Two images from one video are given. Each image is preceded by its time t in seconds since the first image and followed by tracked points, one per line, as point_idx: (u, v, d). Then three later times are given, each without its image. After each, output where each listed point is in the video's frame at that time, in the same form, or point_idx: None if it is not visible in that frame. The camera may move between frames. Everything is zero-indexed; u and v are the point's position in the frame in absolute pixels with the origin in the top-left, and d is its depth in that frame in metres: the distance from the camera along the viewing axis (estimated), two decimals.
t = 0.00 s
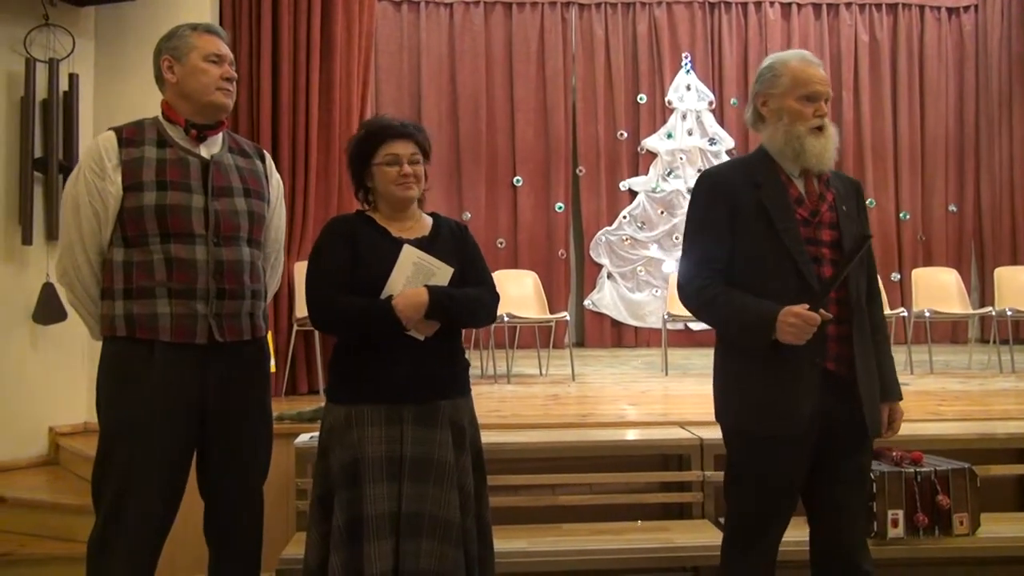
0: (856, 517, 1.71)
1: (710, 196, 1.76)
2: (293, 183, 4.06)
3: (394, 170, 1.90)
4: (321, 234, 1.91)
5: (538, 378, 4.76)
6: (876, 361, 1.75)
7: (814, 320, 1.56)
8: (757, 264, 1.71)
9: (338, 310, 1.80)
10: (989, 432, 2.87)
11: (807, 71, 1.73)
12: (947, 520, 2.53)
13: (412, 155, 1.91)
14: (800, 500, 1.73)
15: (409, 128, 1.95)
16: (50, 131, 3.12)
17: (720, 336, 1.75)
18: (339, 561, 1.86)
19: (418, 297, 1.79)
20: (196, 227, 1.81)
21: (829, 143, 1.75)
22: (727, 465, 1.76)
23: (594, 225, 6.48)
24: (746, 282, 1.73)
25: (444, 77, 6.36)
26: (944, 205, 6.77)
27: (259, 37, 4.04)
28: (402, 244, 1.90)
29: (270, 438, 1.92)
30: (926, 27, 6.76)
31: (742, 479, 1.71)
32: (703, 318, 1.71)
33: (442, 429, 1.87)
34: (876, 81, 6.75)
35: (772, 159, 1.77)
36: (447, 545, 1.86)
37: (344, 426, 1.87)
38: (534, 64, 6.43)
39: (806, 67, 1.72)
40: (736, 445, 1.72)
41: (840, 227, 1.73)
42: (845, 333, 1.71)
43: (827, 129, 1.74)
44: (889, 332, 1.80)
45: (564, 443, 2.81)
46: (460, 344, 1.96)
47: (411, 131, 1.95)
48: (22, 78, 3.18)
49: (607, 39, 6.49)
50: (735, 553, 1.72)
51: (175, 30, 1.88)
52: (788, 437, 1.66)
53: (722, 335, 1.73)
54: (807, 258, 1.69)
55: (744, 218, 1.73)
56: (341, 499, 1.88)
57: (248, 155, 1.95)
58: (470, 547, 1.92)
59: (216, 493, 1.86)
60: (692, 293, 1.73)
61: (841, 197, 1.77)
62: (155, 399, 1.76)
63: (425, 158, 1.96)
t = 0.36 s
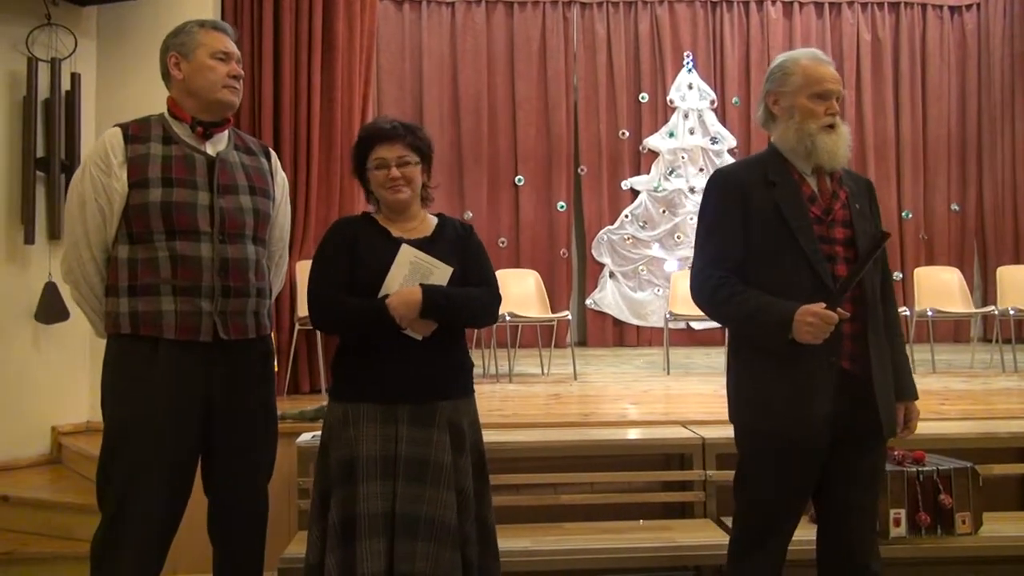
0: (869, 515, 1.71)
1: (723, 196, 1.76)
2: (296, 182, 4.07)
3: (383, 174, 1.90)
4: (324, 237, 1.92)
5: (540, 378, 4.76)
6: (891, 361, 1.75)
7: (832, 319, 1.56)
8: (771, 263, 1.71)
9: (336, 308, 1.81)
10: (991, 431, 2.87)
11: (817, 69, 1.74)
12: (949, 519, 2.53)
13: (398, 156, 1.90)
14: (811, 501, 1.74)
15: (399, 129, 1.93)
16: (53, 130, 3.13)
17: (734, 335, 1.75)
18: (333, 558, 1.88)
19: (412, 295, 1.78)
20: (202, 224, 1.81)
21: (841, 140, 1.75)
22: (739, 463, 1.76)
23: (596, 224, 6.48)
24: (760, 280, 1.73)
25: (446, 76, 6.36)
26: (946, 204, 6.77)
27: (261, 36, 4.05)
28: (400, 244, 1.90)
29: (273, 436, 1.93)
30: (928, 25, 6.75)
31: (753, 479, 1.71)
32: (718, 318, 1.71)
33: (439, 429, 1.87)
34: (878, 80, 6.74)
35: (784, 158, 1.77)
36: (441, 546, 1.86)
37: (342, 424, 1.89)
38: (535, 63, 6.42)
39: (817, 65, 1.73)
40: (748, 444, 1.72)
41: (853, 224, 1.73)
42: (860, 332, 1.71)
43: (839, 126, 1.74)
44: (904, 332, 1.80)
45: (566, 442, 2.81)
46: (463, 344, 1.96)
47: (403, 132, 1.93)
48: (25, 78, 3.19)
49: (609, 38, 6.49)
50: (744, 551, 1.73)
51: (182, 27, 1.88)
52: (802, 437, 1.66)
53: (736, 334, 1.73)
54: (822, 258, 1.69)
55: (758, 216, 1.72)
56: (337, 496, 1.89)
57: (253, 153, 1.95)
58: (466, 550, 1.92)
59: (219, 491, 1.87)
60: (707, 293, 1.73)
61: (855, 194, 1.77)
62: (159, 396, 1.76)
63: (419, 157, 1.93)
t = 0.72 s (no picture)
0: (876, 515, 1.71)
1: (730, 196, 1.76)
2: (297, 182, 4.07)
3: (373, 174, 1.91)
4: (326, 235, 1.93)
5: (541, 378, 4.76)
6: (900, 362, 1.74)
7: (839, 320, 1.55)
8: (777, 264, 1.72)
9: (330, 308, 1.82)
10: (992, 431, 2.87)
11: (822, 69, 1.74)
12: (950, 520, 2.53)
13: (385, 154, 1.90)
14: (815, 501, 1.74)
15: (386, 126, 1.93)
16: (55, 130, 3.13)
17: (740, 336, 1.75)
18: (323, 553, 1.89)
19: (401, 297, 1.78)
20: (205, 226, 1.81)
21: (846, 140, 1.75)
22: (744, 463, 1.77)
23: (598, 224, 6.48)
24: (767, 281, 1.73)
25: (448, 75, 6.36)
26: (948, 204, 6.76)
27: (263, 35, 4.05)
28: (397, 243, 1.90)
29: (275, 437, 1.93)
30: (930, 25, 6.74)
31: (758, 479, 1.72)
32: (724, 319, 1.71)
33: (432, 430, 1.87)
34: (880, 80, 6.74)
35: (791, 158, 1.77)
36: (430, 547, 1.86)
37: (338, 421, 1.91)
38: (537, 62, 6.42)
39: (822, 65, 1.73)
40: (753, 445, 1.73)
41: (860, 225, 1.73)
42: (867, 333, 1.71)
43: (845, 126, 1.74)
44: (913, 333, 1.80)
45: (567, 442, 2.81)
46: (464, 342, 1.96)
47: (392, 127, 1.93)
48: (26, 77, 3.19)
49: (610, 37, 6.49)
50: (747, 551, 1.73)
51: (186, 27, 1.88)
52: (807, 437, 1.66)
53: (742, 335, 1.73)
54: (828, 258, 1.69)
55: (765, 216, 1.72)
56: (330, 492, 1.91)
57: (256, 154, 1.95)
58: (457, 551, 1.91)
59: (220, 492, 1.87)
60: (714, 293, 1.73)
61: (862, 194, 1.77)
62: (162, 397, 1.76)
63: (410, 151, 1.92)
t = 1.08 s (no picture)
0: (876, 516, 1.71)
1: (731, 197, 1.76)
2: (298, 182, 4.07)
3: (373, 175, 1.92)
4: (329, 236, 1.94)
5: (541, 378, 4.75)
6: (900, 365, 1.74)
7: (834, 322, 1.57)
8: (777, 265, 1.72)
9: (331, 308, 1.83)
10: (993, 433, 2.87)
11: (824, 70, 1.73)
12: (951, 522, 2.53)
13: (384, 156, 1.90)
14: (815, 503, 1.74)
15: (387, 128, 1.93)
16: (56, 129, 3.13)
17: (740, 336, 1.76)
18: (326, 552, 1.90)
19: (400, 298, 1.78)
20: (205, 228, 1.81)
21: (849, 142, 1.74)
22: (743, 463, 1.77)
23: (599, 225, 6.48)
24: (766, 282, 1.73)
25: (449, 75, 6.36)
26: (949, 205, 6.76)
27: (265, 35, 4.05)
28: (398, 244, 1.90)
29: (274, 438, 1.93)
30: (932, 27, 6.74)
31: (757, 481, 1.71)
32: (722, 319, 1.71)
33: (432, 429, 1.87)
34: (881, 82, 6.73)
35: (792, 159, 1.77)
36: (430, 546, 1.86)
37: (339, 421, 1.91)
38: (538, 63, 6.42)
39: (823, 66, 1.72)
40: (753, 446, 1.72)
41: (861, 227, 1.73)
42: (865, 335, 1.71)
43: (847, 128, 1.73)
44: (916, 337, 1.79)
45: (567, 443, 2.81)
46: (466, 342, 1.96)
47: (394, 129, 1.93)
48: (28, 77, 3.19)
49: (612, 38, 6.49)
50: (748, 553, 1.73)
51: (189, 27, 1.88)
52: (805, 438, 1.66)
53: (741, 336, 1.73)
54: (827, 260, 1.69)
55: (765, 218, 1.73)
56: (331, 492, 1.91)
57: (256, 155, 1.95)
58: (457, 551, 1.91)
59: (219, 492, 1.87)
60: (713, 294, 1.73)
61: (864, 196, 1.76)
62: (161, 399, 1.76)
63: (412, 154, 1.92)
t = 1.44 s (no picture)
0: (874, 518, 1.70)
1: (722, 202, 1.78)
2: (299, 184, 4.07)
3: (381, 176, 1.91)
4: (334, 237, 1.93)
5: (543, 379, 4.75)
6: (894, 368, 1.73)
7: (814, 324, 1.56)
8: (767, 268, 1.72)
9: (339, 307, 1.82)
10: (994, 437, 2.87)
11: (812, 72, 1.72)
12: (952, 526, 2.52)
13: (394, 158, 1.90)
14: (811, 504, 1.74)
15: (396, 131, 1.93)
16: (59, 129, 3.14)
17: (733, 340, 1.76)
18: (333, 553, 1.88)
19: (412, 296, 1.78)
20: (206, 228, 1.81)
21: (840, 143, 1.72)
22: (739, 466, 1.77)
23: (600, 227, 6.48)
24: (757, 285, 1.74)
25: (451, 77, 6.36)
26: (951, 208, 6.75)
27: (267, 36, 4.05)
28: (406, 246, 1.90)
29: (275, 438, 1.93)
30: (934, 29, 6.74)
31: (753, 483, 1.72)
32: (712, 322, 1.72)
33: (440, 429, 1.87)
34: (883, 84, 6.73)
35: (785, 162, 1.77)
36: (439, 544, 1.87)
37: (344, 422, 1.89)
38: (540, 65, 6.42)
39: (811, 69, 1.71)
40: (749, 448, 1.73)
41: (854, 229, 1.71)
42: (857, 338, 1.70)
43: (837, 129, 1.72)
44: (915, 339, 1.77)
45: (568, 445, 2.80)
46: (469, 344, 1.96)
47: (401, 133, 1.93)
48: (31, 76, 3.20)
49: (614, 39, 6.49)
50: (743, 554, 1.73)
51: (190, 29, 1.89)
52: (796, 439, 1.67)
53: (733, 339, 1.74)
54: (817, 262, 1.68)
55: (756, 221, 1.74)
56: (337, 492, 1.89)
57: (256, 156, 1.96)
58: (464, 549, 1.92)
59: (220, 493, 1.87)
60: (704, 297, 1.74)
61: (859, 197, 1.74)
62: (163, 398, 1.77)
63: (419, 157, 1.93)
